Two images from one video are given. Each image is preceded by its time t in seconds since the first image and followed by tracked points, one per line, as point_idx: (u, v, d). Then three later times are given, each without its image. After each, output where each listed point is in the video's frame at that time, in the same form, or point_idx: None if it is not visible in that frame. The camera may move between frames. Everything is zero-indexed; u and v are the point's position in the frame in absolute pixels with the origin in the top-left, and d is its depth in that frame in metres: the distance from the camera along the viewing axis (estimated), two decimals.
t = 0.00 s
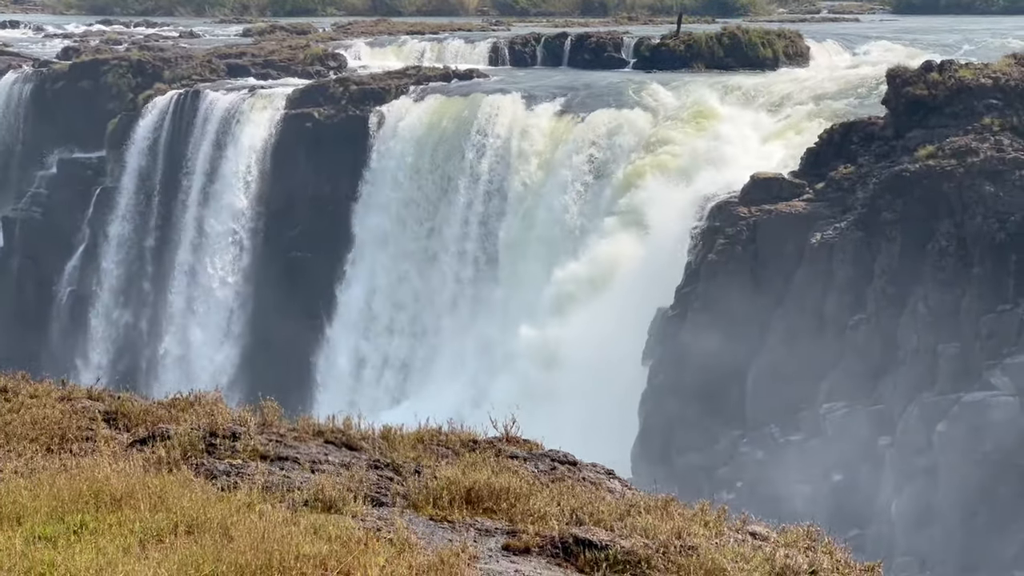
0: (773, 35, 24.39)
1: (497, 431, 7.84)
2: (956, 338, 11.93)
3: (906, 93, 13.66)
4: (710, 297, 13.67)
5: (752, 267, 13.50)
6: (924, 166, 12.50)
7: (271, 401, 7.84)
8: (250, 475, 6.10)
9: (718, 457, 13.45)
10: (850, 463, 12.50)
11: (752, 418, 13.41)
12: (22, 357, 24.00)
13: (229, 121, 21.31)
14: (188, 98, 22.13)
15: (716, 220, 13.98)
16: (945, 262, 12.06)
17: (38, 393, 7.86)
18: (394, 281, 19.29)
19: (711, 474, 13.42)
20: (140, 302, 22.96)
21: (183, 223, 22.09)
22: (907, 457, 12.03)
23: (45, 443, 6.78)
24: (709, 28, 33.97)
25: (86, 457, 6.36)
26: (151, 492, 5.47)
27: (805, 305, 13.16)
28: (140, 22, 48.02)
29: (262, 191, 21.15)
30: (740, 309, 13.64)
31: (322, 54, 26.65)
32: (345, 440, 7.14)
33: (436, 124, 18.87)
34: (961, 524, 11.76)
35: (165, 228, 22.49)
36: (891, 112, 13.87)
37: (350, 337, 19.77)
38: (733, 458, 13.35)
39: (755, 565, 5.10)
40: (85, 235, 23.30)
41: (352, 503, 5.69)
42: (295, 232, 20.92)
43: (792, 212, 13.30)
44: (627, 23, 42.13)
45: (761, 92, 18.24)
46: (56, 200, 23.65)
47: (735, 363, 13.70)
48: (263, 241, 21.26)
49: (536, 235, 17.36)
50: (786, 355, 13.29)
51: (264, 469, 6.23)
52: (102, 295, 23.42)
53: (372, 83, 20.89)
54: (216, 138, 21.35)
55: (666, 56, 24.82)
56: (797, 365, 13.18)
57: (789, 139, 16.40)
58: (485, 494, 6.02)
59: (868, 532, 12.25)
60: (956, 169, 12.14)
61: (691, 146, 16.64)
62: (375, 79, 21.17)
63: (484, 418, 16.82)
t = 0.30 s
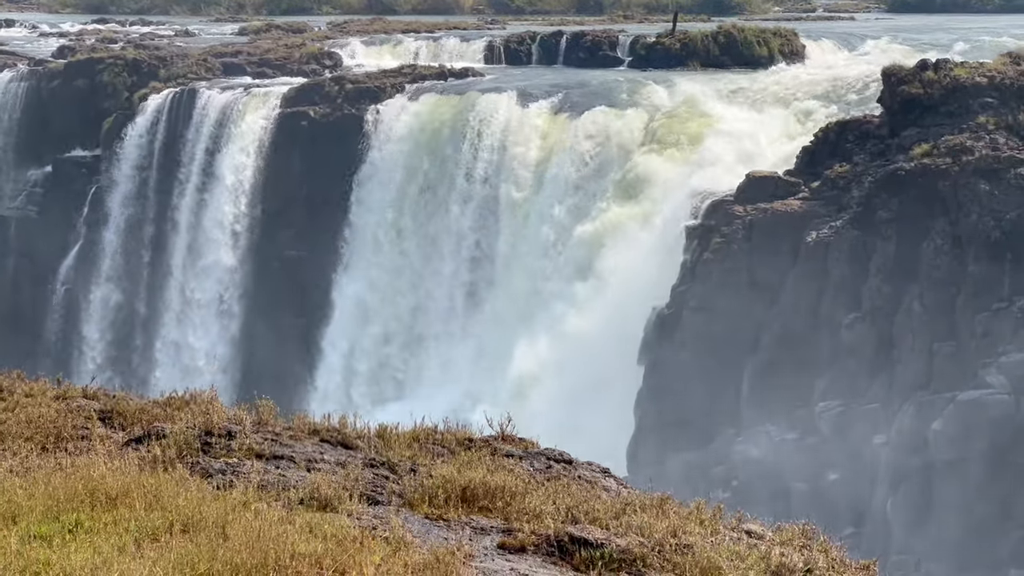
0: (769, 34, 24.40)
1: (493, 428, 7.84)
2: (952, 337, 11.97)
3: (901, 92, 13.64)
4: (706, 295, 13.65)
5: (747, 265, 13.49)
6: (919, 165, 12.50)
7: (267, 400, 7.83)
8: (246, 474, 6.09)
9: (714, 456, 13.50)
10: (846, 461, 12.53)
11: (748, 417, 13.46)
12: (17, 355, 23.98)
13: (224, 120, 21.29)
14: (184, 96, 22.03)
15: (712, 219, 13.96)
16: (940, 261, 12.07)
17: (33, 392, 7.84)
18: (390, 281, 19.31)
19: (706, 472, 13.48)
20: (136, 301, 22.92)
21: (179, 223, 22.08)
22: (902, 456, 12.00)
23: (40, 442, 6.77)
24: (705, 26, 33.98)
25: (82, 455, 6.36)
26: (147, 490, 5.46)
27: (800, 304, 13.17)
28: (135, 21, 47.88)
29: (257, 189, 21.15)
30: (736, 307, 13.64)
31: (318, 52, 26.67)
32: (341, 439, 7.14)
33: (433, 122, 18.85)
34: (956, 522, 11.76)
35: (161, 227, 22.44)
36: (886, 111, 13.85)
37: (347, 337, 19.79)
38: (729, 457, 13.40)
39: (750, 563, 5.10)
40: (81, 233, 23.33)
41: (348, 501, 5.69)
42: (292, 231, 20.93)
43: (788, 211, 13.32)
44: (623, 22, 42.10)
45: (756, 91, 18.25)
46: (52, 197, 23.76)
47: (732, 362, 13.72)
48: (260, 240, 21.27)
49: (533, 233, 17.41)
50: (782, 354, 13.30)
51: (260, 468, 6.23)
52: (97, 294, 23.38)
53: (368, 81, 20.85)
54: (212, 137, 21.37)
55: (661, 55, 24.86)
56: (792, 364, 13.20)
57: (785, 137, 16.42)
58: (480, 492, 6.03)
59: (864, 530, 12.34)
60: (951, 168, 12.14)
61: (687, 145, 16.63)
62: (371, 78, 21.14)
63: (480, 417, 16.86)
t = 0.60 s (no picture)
0: (766, 32, 24.37)
1: (490, 428, 7.84)
2: (949, 335, 11.97)
3: (898, 91, 13.64)
4: (702, 294, 13.67)
5: (745, 264, 13.47)
6: (917, 164, 12.49)
7: (264, 399, 7.81)
8: (243, 473, 6.09)
9: (712, 454, 13.57)
10: (843, 459, 12.55)
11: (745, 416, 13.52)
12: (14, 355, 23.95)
13: (221, 118, 21.14)
14: (181, 95, 22.08)
15: (709, 218, 13.96)
16: (938, 259, 12.03)
17: (29, 392, 7.83)
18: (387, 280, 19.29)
19: (703, 471, 13.53)
20: (132, 301, 22.88)
21: (176, 222, 22.03)
22: (899, 454, 12.02)
23: (37, 441, 6.75)
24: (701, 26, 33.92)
25: (80, 455, 6.34)
26: (144, 490, 5.46)
27: (797, 304, 13.19)
28: (131, 21, 47.78)
29: (254, 189, 21.13)
30: (733, 306, 13.67)
31: (315, 51, 26.71)
32: (338, 438, 7.13)
33: (428, 123, 18.88)
34: (954, 520, 11.82)
35: (158, 226, 22.41)
36: (883, 109, 13.84)
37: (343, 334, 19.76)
38: (726, 455, 13.45)
39: (747, 562, 5.10)
40: (77, 232, 23.18)
41: (345, 501, 5.68)
42: (289, 230, 20.93)
43: (784, 210, 13.27)
44: (620, 21, 42.01)
45: (754, 90, 18.23)
46: (47, 197, 23.63)
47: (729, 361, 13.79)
48: (257, 239, 21.24)
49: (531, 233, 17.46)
50: (781, 353, 13.32)
51: (257, 467, 6.22)
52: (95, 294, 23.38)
53: (365, 80, 20.84)
54: (209, 138, 21.20)
55: (658, 53, 24.91)
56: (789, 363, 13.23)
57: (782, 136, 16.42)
58: (478, 492, 6.03)
59: (862, 528, 12.40)
60: (948, 167, 12.15)
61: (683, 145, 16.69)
62: (368, 77, 21.15)
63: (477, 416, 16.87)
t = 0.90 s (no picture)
0: (766, 31, 24.26)
1: (490, 426, 7.83)
2: (949, 335, 11.96)
3: (898, 89, 13.62)
4: (702, 294, 13.68)
5: (744, 264, 13.51)
6: (917, 162, 12.47)
7: (264, 398, 7.80)
8: (244, 473, 6.09)
9: (712, 454, 13.67)
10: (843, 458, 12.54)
11: (746, 415, 13.52)
12: (14, 354, 23.95)
13: (221, 117, 21.17)
14: (181, 94, 21.97)
15: (710, 217, 13.96)
16: (937, 258, 12.05)
17: (29, 391, 7.82)
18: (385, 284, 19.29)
19: (703, 472, 13.66)
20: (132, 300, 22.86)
21: (175, 221, 22.01)
22: (899, 453, 12.04)
23: (37, 440, 6.75)
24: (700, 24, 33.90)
25: (79, 455, 6.33)
26: (143, 489, 5.45)
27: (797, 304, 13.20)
28: (131, 19, 47.70)
29: (255, 188, 21.11)
30: (735, 308, 13.68)
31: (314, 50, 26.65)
32: (338, 437, 7.14)
33: (428, 123, 18.91)
34: (954, 519, 11.81)
35: (157, 225, 22.40)
36: (884, 108, 13.83)
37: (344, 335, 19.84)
38: (726, 455, 13.55)
39: (747, 561, 5.10)
40: (76, 232, 23.13)
41: (345, 500, 5.68)
42: (289, 229, 20.92)
43: (784, 208, 13.26)
44: (619, 20, 41.97)
45: (754, 90, 18.20)
46: (48, 198, 23.44)
47: (729, 359, 13.79)
48: (256, 239, 21.23)
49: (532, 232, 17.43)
50: (781, 353, 13.33)
51: (257, 467, 6.21)
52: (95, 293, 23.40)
53: (364, 80, 20.86)
54: (208, 135, 21.28)
55: (658, 52, 24.95)
56: (789, 364, 13.24)
57: (783, 134, 16.41)
58: (478, 490, 6.02)
59: (862, 527, 12.37)
60: (948, 166, 12.16)
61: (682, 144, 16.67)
62: (368, 76, 21.16)
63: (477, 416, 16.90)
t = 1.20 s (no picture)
0: (770, 30, 24.27)
1: (495, 425, 7.82)
2: (954, 334, 11.99)
3: (902, 88, 13.61)
4: (706, 293, 13.75)
5: (749, 261, 13.45)
6: (921, 160, 12.43)
7: (269, 397, 7.81)
8: (248, 471, 6.11)
9: (715, 453, 13.65)
10: (848, 456, 12.55)
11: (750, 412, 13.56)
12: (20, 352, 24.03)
13: (225, 115, 21.21)
14: (186, 92, 21.90)
15: (714, 215, 13.96)
16: (943, 257, 12.10)
17: (34, 390, 7.84)
18: (389, 283, 19.28)
19: (708, 469, 13.61)
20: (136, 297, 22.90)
21: (180, 220, 22.04)
22: (904, 451, 12.06)
23: (42, 439, 6.77)
24: (705, 22, 33.89)
25: (84, 453, 6.35)
26: (147, 488, 5.46)
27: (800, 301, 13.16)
28: (136, 18, 47.72)
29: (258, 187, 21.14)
30: (739, 306, 13.71)
31: (318, 49, 26.68)
32: (342, 436, 7.16)
33: (433, 121, 18.88)
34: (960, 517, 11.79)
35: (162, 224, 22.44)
36: (888, 107, 13.80)
37: (348, 332, 19.84)
38: (730, 453, 13.51)
39: (752, 559, 5.11)
40: (81, 230, 23.25)
41: (349, 498, 5.69)
42: (293, 228, 20.97)
43: (788, 207, 13.20)
44: (623, 18, 41.94)
45: (758, 87, 18.22)
46: (53, 197, 23.54)
47: (731, 358, 13.88)
48: (260, 237, 21.27)
49: (537, 231, 17.43)
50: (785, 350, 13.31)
51: (262, 465, 6.23)
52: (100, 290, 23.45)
53: (369, 78, 20.93)
54: (212, 134, 21.25)
55: (662, 51, 24.82)
56: (791, 360, 13.19)
57: (787, 131, 16.43)
58: (482, 488, 6.03)
59: (866, 526, 12.30)
60: (952, 164, 12.15)
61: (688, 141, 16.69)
62: (372, 74, 21.23)
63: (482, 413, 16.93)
